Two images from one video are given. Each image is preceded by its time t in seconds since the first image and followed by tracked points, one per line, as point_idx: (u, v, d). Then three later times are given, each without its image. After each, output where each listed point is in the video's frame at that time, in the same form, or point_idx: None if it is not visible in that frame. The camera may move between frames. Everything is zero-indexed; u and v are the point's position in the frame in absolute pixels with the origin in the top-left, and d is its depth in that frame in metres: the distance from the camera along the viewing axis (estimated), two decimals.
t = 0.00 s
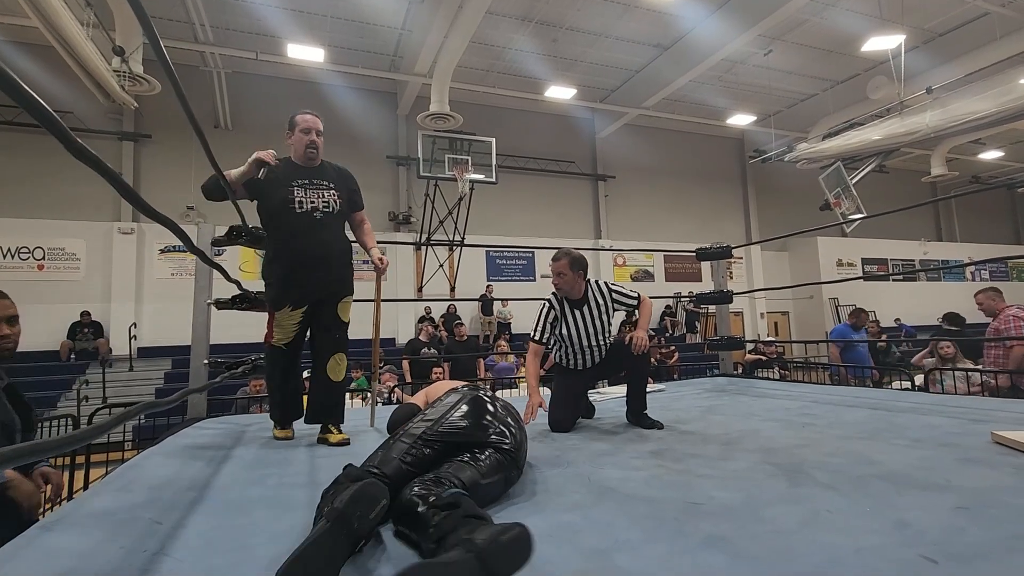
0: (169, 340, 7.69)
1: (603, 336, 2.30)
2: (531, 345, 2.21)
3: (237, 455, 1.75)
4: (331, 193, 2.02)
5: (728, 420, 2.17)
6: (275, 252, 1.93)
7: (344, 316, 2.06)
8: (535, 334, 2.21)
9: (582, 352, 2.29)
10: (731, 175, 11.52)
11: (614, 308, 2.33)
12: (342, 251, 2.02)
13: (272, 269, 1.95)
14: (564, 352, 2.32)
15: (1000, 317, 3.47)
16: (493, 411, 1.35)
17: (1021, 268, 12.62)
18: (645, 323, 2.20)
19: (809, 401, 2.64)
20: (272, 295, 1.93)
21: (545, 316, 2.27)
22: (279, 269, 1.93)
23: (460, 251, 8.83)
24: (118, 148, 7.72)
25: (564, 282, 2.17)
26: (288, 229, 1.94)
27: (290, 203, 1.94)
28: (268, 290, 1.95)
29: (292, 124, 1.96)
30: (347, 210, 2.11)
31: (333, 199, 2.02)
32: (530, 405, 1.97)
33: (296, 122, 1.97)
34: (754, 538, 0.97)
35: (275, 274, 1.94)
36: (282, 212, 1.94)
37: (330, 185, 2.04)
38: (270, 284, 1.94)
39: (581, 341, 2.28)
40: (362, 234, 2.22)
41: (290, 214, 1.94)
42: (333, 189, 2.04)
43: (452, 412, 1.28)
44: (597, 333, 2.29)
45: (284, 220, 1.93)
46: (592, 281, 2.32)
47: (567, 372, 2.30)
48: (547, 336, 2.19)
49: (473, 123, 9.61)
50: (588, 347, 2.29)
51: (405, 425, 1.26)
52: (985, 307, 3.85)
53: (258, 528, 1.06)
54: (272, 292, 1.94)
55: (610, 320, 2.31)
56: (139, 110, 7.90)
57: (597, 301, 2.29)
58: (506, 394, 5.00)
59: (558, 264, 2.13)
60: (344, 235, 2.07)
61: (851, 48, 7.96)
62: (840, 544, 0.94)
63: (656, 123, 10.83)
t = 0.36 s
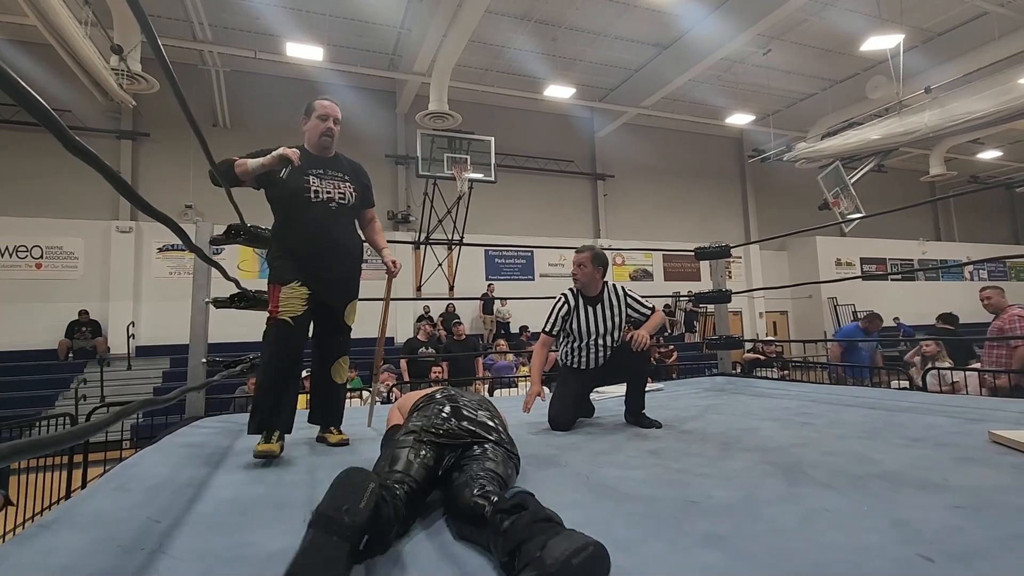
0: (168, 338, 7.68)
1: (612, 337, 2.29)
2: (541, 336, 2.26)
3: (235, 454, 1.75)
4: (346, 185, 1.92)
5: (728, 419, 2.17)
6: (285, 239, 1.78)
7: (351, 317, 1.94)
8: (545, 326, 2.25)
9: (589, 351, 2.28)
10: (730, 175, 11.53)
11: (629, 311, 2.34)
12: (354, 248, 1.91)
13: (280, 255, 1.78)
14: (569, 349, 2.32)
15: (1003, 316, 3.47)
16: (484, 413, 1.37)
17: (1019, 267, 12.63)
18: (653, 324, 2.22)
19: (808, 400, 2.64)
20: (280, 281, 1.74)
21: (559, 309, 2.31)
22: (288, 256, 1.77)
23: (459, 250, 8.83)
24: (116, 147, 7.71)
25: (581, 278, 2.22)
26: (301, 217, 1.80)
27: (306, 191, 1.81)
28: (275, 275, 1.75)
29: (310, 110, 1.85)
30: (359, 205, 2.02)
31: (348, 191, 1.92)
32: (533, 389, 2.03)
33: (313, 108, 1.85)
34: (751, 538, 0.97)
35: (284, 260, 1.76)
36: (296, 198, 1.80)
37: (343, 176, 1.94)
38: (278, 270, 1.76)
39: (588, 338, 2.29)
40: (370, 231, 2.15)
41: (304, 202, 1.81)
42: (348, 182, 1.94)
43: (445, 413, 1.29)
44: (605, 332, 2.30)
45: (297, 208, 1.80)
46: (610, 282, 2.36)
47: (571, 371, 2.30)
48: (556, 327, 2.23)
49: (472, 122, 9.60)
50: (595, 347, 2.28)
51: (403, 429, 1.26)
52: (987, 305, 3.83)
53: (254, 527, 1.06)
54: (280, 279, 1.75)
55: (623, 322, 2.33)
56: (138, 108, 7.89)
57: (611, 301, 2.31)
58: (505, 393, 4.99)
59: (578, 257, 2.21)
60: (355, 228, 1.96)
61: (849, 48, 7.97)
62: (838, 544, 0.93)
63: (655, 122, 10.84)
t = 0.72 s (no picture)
0: (167, 338, 7.68)
1: (616, 338, 2.32)
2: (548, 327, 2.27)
3: (234, 454, 1.74)
4: (343, 181, 1.59)
5: (727, 420, 2.17)
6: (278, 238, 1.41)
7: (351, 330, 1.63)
8: (553, 317, 2.27)
9: (590, 351, 2.29)
10: (729, 175, 11.54)
11: (636, 316, 2.39)
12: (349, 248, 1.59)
13: (272, 258, 1.40)
14: (571, 345, 2.34)
15: (1005, 317, 3.48)
16: (416, 395, 1.30)
17: (1017, 268, 12.65)
18: (658, 327, 2.26)
19: (807, 400, 2.64)
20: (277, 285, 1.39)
21: (568, 303, 2.32)
22: (283, 252, 1.41)
23: (458, 250, 8.83)
24: (116, 146, 7.70)
25: (594, 275, 2.25)
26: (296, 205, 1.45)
27: (305, 184, 1.45)
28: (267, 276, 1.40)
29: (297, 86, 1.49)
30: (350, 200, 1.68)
31: (345, 188, 1.59)
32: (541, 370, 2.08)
33: (305, 89, 1.47)
34: (749, 538, 0.97)
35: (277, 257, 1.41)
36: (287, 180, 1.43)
37: (339, 170, 1.60)
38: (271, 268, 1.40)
39: (592, 336, 2.30)
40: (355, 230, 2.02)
41: (300, 197, 1.44)
42: (343, 177, 1.61)
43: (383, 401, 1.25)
44: (610, 331, 2.32)
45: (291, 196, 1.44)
46: (618, 285, 2.40)
47: (573, 369, 2.30)
48: (565, 319, 2.25)
49: (472, 122, 9.60)
50: (600, 345, 2.30)
51: (337, 439, 1.19)
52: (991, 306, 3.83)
53: (254, 527, 1.06)
54: (276, 281, 1.39)
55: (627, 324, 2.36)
56: (138, 108, 7.89)
57: (620, 302, 2.35)
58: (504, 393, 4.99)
59: (594, 254, 2.23)
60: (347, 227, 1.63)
61: (849, 49, 7.98)
62: (837, 545, 0.94)
63: (654, 122, 10.85)
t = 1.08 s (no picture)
0: (166, 337, 7.67)
1: (619, 339, 2.33)
2: (553, 324, 2.26)
3: (233, 453, 1.74)
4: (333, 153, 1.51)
5: (726, 419, 2.17)
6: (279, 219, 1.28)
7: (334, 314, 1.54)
8: (559, 314, 2.27)
9: (592, 350, 2.29)
10: (728, 174, 11.55)
11: (639, 317, 2.40)
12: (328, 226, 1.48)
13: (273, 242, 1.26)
14: (574, 342, 2.33)
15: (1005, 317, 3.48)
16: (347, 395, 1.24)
17: (1016, 268, 12.67)
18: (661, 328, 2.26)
19: (806, 400, 2.64)
20: (277, 273, 1.26)
21: (574, 301, 2.31)
22: (281, 238, 1.28)
23: (458, 250, 8.83)
24: (115, 146, 7.69)
25: (603, 274, 2.25)
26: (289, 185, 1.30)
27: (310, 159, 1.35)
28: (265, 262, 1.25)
29: (305, 44, 1.35)
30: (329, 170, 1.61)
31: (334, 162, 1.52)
32: (546, 367, 2.08)
33: (317, 51, 1.36)
34: (748, 537, 0.98)
35: (275, 243, 1.26)
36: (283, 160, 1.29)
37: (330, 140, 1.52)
38: (268, 255, 1.25)
39: (595, 336, 2.30)
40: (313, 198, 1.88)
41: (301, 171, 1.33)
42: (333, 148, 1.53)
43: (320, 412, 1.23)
44: (613, 331, 2.32)
45: (288, 175, 1.30)
46: (622, 287, 2.41)
47: (574, 368, 2.30)
48: (571, 317, 2.24)
49: (472, 121, 9.61)
50: (602, 345, 2.30)
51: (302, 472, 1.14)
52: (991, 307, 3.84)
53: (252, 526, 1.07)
54: (276, 269, 1.26)
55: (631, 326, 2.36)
56: (137, 107, 7.88)
57: (624, 302, 2.36)
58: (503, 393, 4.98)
59: (603, 253, 2.23)
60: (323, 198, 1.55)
61: (849, 49, 7.99)
62: (836, 544, 0.94)
63: (654, 122, 10.85)
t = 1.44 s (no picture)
0: (165, 336, 7.67)
1: (621, 339, 2.34)
2: (557, 324, 2.24)
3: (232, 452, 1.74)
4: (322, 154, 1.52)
5: (725, 419, 2.17)
6: (266, 219, 1.27)
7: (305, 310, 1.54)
8: (565, 315, 2.25)
9: (595, 349, 2.29)
10: (728, 174, 11.55)
11: (642, 318, 2.41)
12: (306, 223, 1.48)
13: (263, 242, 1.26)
14: (576, 342, 2.32)
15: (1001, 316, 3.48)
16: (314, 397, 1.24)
17: (1016, 268, 12.67)
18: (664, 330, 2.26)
19: (805, 400, 2.64)
20: (263, 275, 1.25)
21: (580, 301, 2.29)
22: (269, 240, 1.28)
23: (457, 249, 8.82)
24: (114, 145, 7.68)
25: (610, 276, 2.24)
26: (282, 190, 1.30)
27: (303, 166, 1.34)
28: (253, 263, 1.24)
29: (324, 48, 1.38)
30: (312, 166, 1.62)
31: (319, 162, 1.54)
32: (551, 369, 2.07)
33: (331, 59, 1.39)
34: (746, 536, 0.98)
35: (263, 243, 1.26)
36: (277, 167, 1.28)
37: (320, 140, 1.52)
38: (257, 258, 1.24)
39: (599, 336, 2.29)
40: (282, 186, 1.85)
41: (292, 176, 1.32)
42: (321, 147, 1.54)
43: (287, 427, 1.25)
44: (617, 332, 2.32)
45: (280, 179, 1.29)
46: (628, 289, 2.40)
47: (576, 367, 2.30)
48: (578, 319, 2.22)
49: (472, 121, 9.59)
50: (604, 345, 2.31)
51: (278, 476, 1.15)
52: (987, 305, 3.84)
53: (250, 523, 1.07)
54: (263, 271, 1.25)
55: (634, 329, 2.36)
56: (136, 106, 7.87)
57: (629, 304, 2.36)
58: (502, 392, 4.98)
59: (610, 255, 2.22)
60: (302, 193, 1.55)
61: (848, 48, 7.98)
62: (833, 543, 0.94)
63: (654, 121, 10.86)
